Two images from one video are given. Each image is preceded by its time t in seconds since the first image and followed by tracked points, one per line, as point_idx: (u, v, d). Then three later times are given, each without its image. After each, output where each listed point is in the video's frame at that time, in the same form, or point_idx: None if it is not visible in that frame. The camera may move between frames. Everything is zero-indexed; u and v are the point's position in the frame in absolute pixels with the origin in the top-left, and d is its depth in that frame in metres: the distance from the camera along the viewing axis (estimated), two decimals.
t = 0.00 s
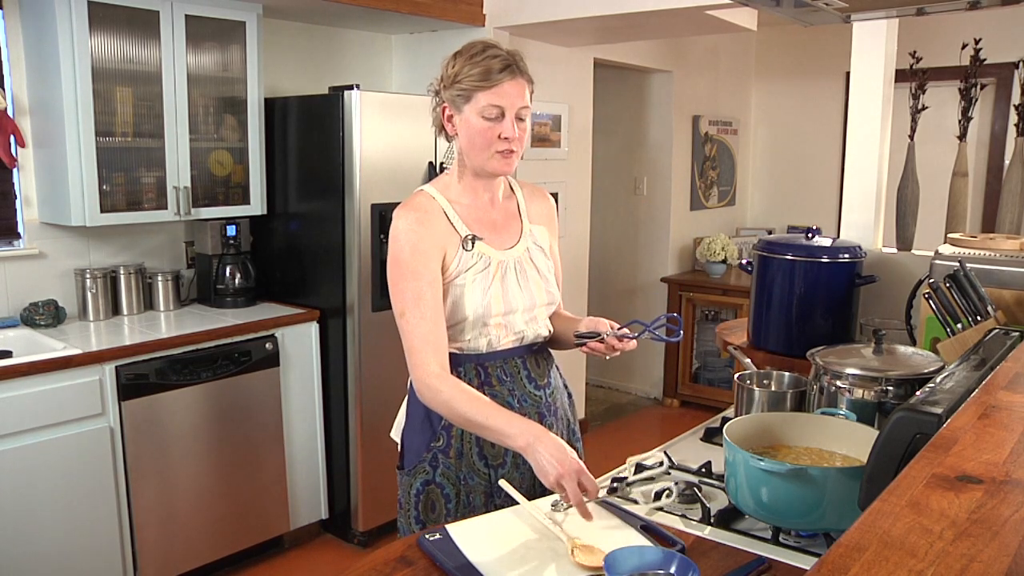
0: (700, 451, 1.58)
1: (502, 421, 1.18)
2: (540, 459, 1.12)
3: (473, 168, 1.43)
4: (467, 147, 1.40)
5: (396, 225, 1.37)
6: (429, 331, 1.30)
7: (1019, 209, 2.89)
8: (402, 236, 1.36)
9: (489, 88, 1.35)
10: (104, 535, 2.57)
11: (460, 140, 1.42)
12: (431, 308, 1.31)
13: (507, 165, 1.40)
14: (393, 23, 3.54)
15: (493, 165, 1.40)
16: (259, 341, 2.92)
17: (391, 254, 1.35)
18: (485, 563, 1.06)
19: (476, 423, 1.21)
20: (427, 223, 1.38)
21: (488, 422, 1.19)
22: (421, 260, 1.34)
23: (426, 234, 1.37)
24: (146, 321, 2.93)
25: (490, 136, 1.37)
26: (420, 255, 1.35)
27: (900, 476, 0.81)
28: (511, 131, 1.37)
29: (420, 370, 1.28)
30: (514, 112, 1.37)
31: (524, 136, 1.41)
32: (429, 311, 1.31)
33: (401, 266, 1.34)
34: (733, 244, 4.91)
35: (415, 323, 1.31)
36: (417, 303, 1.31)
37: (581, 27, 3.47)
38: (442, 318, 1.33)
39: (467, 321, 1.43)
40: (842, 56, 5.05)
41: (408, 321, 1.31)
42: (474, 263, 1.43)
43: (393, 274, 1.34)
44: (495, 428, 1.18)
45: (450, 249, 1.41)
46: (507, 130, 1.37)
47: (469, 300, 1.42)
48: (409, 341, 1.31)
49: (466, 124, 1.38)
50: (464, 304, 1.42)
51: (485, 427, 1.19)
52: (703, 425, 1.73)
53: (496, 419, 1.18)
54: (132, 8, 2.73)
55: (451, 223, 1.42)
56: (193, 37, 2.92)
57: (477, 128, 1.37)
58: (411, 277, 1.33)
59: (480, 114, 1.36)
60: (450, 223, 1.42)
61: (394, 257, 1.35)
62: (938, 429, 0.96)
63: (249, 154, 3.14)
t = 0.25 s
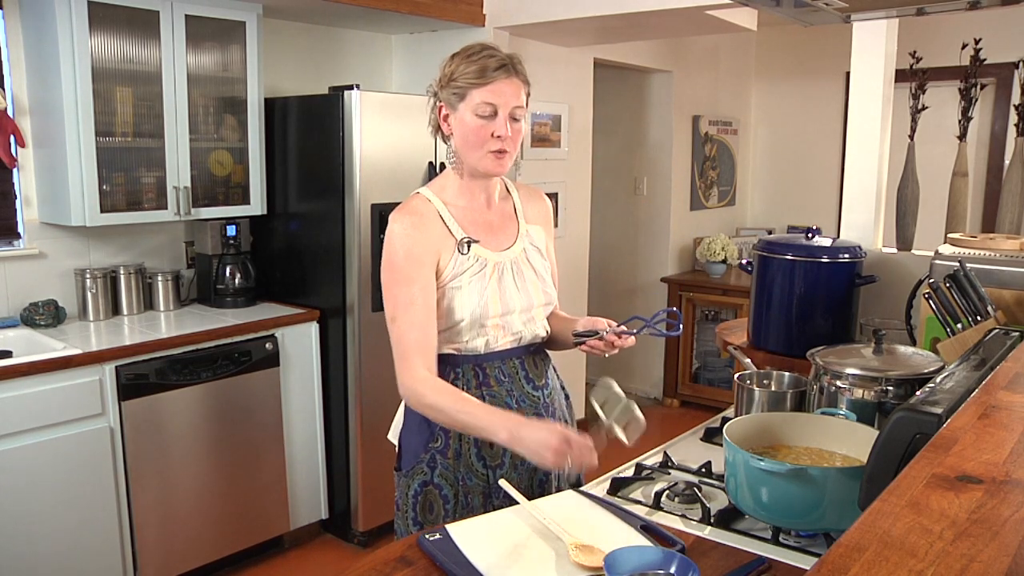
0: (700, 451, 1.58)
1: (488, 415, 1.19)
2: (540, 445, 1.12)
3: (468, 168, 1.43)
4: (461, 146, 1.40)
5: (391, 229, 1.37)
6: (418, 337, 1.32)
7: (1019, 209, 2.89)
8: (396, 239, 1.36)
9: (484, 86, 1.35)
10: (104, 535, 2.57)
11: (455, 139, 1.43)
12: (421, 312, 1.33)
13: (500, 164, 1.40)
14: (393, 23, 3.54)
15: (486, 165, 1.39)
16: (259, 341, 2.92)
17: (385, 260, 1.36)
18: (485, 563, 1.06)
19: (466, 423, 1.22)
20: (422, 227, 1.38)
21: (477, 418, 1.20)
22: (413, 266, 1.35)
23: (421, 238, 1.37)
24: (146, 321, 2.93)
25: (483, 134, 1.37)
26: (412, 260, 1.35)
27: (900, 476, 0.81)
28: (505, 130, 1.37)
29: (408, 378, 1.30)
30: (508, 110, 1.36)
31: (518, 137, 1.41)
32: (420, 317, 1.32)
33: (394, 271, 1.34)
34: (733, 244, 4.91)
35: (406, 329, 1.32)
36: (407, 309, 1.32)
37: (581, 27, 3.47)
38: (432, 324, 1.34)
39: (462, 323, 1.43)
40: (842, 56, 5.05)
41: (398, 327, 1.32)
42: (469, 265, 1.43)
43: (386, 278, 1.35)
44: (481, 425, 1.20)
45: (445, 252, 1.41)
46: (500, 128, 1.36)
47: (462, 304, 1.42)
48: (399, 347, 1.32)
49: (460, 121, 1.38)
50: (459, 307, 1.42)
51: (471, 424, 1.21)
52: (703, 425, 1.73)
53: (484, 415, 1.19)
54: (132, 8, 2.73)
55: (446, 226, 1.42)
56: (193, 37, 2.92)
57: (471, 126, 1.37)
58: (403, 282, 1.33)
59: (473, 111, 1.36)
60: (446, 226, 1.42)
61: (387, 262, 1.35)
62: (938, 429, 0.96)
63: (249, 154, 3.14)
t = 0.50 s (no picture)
0: (700, 451, 1.58)
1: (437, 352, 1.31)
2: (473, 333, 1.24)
3: (466, 167, 1.44)
4: (459, 144, 1.40)
5: (389, 221, 1.39)
6: (390, 331, 1.38)
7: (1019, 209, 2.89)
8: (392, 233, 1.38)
9: (483, 85, 1.35)
10: (104, 535, 2.57)
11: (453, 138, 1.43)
12: (402, 301, 1.38)
13: (497, 164, 1.40)
14: (393, 24, 3.54)
15: (483, 164, 1.39)
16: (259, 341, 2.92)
17: (376, 252, 1.39)
18: (485, 562, 1.06)
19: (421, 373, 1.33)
20: (418, 223, 1.40)
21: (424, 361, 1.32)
22: (402, 261, 1.37)
23: (415, 234, 1.39)
24: (146, 321, 2.93)
25: (481, 133, 1.37)
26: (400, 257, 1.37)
27: (900, 476, 0.81)
28: (502, 130, 1.37)
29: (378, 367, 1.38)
30: (506, 111, 1.36)
31: (517, 138, 1.40)
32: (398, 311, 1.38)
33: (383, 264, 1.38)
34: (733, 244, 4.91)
35: (382, 317, 1.38)
36: (387, 305, 1.37)
37: (581, 27, 3.46)
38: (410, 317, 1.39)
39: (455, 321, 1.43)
40: (842, 56, 5.05)
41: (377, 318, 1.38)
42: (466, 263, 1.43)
43: (376, 272, 1.38)
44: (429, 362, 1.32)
45: (438, 250, 1.42)
46: (497, 128, 1.36)
47: (455, 304, 1.42)
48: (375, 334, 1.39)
49: (459, 120, 1.39)
50: (452, 306, 1.42)
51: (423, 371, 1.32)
52: (703, 424, 1.73)
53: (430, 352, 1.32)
54: (132, 8, 2.73)
55: (443, 223, 1.44)
56: (193, 37, 2.92)
57: (469, 126, 1.37)
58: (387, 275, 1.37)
59: (472, 111, 1.36)
60: (443, 223, 1.44)
61: (379, 254, 1.38)
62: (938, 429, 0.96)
63: (249, 154, 3.14)
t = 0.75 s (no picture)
0: (701, 451, 1.58)
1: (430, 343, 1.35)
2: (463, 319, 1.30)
3: (466, 169, 1.43)
4: (458, 147, 1.40)
5: (387, 226, 1.41)
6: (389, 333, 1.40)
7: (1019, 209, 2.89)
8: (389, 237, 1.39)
9: (482, 88, 1.35)
10: (104, 535, 2.57)
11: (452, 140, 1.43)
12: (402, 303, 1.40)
13: (496, 167, 1.40)
14: (393, 24, 3.54)
15: (483, 167, 1.39)
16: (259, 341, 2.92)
17: (375, 255, 1.41)
18: (484, 562, 1.06)
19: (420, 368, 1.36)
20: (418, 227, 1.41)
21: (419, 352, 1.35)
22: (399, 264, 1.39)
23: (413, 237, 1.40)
24: (146, 321, 2.93)
25: (480, 136, 1.37)
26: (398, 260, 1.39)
27: (900, 476, 0.81)
28: (502, 133, 1.37)
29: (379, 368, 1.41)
30: (506, 114, 1.36)
31: (516, 140, 1.40)
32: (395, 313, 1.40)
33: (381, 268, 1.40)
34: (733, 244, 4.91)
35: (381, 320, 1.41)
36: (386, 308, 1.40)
37: (581, 27, 3.47)
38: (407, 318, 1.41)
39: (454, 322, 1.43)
40: (842, 56, 5.05)
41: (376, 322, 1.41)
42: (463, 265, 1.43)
43: (375, 276, 1.40)
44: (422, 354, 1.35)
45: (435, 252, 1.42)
46: (497, 130, 1.36)
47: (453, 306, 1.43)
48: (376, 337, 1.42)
49: (458, 123, 1.39)
50: (450, 308, 1.43)
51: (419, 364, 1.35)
52: (703, 424, 1.73)
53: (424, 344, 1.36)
54: (132, 8, 2.73)
55: (441, 225, 1.44)
56: (193, 36, 2.92)
57: (469, 128, 1.37)
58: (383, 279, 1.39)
59: (471, 114, 1.36)
60: (440, 226, 1.44)
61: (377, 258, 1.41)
62: (938, 429, 0.96)
63: (249, 154, 3.14)
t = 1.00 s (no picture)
0: (701, 451, 1.58)
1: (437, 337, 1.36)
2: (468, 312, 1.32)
3: (466, 168, 1.43)
4: (459, 146, 1.40)
5: (386, 225, 1.41)
6: (392, 332, 1.41)
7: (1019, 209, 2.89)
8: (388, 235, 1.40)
9: (483, 86, 1.36)
10: (104, 535, 2.57)
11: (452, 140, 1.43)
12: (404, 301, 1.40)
13: (498, 164, 1.39)
14: (393, 23, 3.54)
15: (485, 165, 1.39)
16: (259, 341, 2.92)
17: (376, 253, 1.41)
18: (485, 562, 1.06)
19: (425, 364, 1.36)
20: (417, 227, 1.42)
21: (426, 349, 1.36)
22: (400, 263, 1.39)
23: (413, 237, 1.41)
24: (146, 321, 2.93)
25: (482, 134, 1.37)
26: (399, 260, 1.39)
27: (900, 476, 0.81)
28: (503, 130, 1.37)
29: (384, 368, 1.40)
30: (506, 111, 1.37)
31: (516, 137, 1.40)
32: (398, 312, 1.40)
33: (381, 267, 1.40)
34: (733, 244, 4.91)
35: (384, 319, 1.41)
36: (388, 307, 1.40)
37: (581, 27, 3.46)
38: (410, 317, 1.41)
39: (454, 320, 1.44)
40: (842, 56, 5.05)
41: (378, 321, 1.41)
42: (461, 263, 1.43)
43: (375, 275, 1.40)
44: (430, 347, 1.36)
45: (434, 251, 1.43)
46: (499, 127, 1.36)
47: (452, 305, 1.43)
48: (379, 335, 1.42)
49: (459, 122, 1.38)
50: (450, 307, 1.43)
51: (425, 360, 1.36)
52: (703, 424, 1.73)
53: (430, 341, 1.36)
54: (132, 8, 2.73)
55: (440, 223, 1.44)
56: (193, 36, 2.92)
57: (470, 127, 1.37)
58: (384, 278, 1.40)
59: (472, 112, 1.36)
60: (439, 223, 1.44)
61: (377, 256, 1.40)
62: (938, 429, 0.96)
63: (249, 154, 3.14)
